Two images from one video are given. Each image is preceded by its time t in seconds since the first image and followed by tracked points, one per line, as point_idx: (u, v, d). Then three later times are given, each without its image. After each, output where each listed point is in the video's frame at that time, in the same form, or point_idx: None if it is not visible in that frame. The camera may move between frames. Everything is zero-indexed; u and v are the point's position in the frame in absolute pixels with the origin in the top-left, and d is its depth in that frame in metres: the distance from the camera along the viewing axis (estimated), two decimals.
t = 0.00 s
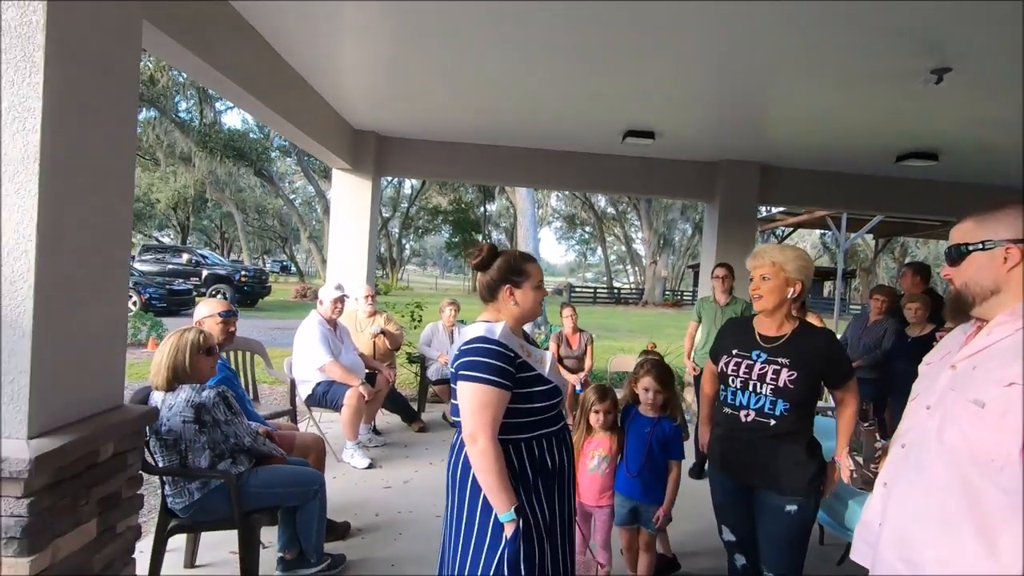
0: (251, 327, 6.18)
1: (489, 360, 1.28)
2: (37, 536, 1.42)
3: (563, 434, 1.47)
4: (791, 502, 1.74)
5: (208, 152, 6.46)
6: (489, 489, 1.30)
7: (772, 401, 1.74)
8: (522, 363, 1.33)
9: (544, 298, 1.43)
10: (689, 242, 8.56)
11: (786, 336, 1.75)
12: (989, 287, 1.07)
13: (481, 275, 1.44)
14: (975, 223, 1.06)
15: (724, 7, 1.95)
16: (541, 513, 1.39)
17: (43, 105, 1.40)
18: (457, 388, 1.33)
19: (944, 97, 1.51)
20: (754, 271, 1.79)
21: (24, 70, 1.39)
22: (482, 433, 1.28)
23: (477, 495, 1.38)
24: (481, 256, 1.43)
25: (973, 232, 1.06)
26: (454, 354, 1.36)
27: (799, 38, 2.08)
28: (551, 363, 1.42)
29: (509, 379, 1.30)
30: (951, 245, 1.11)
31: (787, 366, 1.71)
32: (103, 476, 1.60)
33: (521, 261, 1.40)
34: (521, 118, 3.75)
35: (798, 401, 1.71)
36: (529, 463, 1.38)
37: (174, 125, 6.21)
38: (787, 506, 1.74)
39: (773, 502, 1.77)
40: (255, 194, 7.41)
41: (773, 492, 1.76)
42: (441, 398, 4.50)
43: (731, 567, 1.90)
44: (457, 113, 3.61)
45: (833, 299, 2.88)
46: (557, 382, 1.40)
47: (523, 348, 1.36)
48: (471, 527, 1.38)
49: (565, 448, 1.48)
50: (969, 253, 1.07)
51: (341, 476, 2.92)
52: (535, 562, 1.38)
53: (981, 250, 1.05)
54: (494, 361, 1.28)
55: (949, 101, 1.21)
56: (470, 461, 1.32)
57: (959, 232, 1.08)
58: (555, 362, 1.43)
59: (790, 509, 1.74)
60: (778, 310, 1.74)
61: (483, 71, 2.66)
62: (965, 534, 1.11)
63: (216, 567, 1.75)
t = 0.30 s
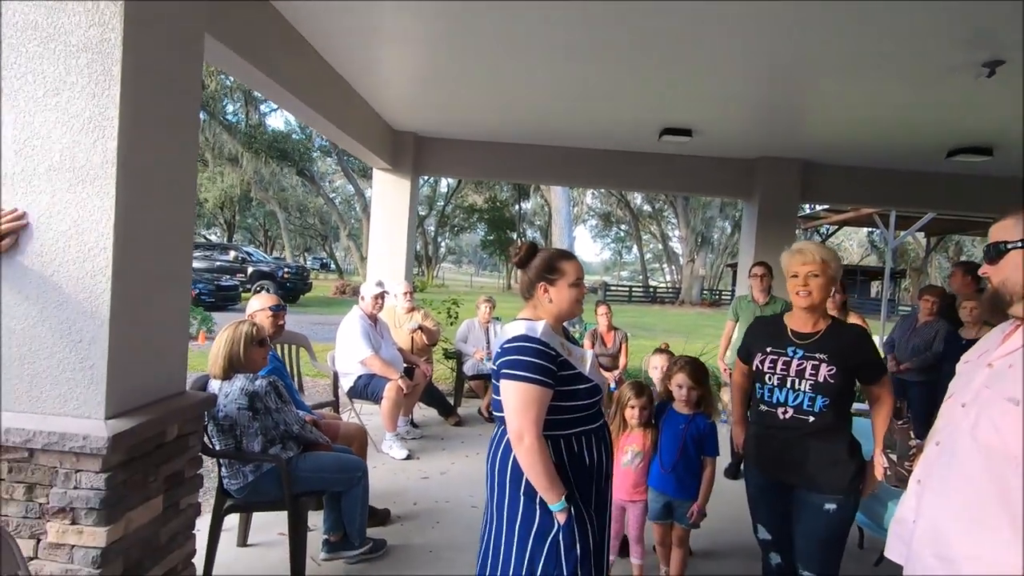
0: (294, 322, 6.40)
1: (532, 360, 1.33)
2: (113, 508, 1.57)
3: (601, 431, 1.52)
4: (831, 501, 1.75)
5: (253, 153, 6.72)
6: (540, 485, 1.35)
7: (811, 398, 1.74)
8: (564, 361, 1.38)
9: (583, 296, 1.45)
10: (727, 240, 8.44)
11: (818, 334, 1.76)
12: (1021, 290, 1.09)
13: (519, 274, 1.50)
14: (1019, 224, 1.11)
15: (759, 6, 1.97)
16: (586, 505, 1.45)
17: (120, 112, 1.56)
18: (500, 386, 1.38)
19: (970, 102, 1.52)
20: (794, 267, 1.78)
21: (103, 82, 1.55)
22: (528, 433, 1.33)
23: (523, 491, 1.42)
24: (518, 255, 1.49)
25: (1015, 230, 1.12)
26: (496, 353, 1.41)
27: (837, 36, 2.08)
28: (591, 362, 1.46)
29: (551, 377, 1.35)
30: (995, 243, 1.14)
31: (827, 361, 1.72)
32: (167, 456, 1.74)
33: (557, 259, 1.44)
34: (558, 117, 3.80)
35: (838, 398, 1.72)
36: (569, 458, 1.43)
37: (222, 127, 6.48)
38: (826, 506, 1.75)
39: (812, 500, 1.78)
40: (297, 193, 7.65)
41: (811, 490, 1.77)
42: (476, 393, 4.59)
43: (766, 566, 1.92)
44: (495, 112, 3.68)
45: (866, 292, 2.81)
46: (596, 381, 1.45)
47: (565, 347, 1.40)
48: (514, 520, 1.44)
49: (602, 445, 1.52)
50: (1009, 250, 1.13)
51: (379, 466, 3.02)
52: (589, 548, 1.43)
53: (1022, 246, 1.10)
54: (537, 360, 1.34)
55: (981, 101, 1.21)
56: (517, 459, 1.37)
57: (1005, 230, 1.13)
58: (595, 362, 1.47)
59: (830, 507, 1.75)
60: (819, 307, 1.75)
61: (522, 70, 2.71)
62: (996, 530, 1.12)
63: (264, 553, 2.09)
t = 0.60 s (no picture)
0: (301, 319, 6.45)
1: (539, 359, 1.35)
2: (131, 501, 1.61)
3: (615, 436, 1.54)
4: (845, 497, 1.76)
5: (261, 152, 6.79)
6: (541, 489, 1.37)
7: (828, 396, 1.77)
8: (573, 361, 1.40)
9: (588, 294, 1.43)
10: (733, 239, 8.43)
11: (825, 334, 1.79)
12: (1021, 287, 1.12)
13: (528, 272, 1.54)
14: (1013, 222, 1.14)
15: (767, 6, 1.97)
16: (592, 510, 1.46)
17: (137, 116, 1.59)
18: (506, 384, 1.40)
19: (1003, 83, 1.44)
20: (805, 266, 1.80)
21: (120, 86, 1.58)
22: (533, 434, 1.34)
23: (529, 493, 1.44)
24: (529, 253, 1.54)
25: (1014, 229, 1.13)
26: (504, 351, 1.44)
27: (842, 37, 2.09)
28: (602, 363, 1.47)
29: (559, 377, 1.37)
30: (989, 243, 1.17)
31: (840, 359, 1.75)
32: (183, 450, 1.78)
33: (562, 256, 1.44)
34: (564, 116, 3.81)
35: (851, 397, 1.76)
36: (577, 462, 1.44)
37: (229, 127, 6.54)
38: (841, 502, 1.77)
39: (825, 498, 1.79)
40: (303, 192, 7.70)
41: (826, 487, 1.78)
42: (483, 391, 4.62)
43: (772, 565, 1.93)
44: (502, 111, 3.69)
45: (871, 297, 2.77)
46: (607, 381, 1.46)
47: (575, 346, 1.41)
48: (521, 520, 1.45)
49: (615, 450, 1.53)
50: (1007, 249, 1.13)
51: (385, 464, 3.03)
52: (585, 559, 1.44)
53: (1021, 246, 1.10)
54: (549, 359, 1.35)
55: (981, 103, 1.23)
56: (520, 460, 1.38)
57: (999, 230, 1.15)
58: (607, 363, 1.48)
59: (844, 504, 1.76)
60: (826, 306, 1.77)
61: (528, 70, 2.74)
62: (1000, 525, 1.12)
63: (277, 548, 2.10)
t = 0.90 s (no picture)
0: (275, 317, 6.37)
1: (512, 351, 1.35)
2: (99, 504, 1.63)
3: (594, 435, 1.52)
4: (815, 482, 1.82)
5: (230, 146, 6.72)
6: (495, 487, 1.37)
7: (803, 389, 1.82)
8: (548, 356, 1.40)
9: (566, 287, 1.43)
10: (706, 234, 8.54)
11: (799, 328, 1.83)
12: (982, 278, 1.13)
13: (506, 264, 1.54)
14: (973, 215, 1.12)
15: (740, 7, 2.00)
16: (555, 521, 1.44)
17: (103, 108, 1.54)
18: (478, 378, 1.39)
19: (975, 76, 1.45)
20: (777, 261, 1.84)
21: (85, 78, 1.53)
22: (494, 429, 1.35)
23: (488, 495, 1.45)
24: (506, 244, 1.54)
25: (970, 223, 1.12)
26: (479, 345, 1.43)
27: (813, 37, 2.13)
28: (581, 358, 1.46)
29: (532, 370, 1.37)
30: (948, 237, 1.16)
31: (815, 352, 1.81)
32: (154, 451, 1.76)
33: (540, 248, 1.43)
34: (540, 112, 3.82)
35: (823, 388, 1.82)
36: (552, 462, 1.44)
37: (198, 120, 6.40)
38: (812, 488, 1.82)
39: (797, 484, 1.84)
40: (276, 187, 7.60)
41: (798, 474, 1.83)
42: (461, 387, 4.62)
43: (743, 554, 1.96)
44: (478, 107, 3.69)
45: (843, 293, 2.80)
46: (585, 378, 1.45)
47: (552, 341, 1.42)
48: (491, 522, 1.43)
49: (595, 448, 1.52)
50: (963, 243, 1.13)
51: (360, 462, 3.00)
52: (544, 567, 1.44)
53: (977, 240, 1.11)
54: (518, 352, 1.36)
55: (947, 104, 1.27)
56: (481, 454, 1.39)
57: (957, 224, 1.14)
58: (586, 358, 1.48)
59: (814, 489, 1.82)
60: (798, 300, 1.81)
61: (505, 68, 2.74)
62: (960, 509, 1.16)
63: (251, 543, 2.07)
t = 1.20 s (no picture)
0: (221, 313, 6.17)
1: (461, 353, 1.32)
2: (30, 514, 1.49)
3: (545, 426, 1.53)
4: (753, 465, 1.88)
5: (170, 135, 6.39)
6: (454, 491, 1.35)
7: (742, 378, 1.89)
8: (499, 354, 1.38)
9: (516, 282, 1.43)
10: (658, 229, 8.70)
11: (742, 320, 1.90)
12: (908, 273, 1.22)
13: (457, 259, 1.54)
14: (895, 214, 1.22)
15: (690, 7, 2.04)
16: (513, 511, 1.45)
17: (29, 93, 1.44)
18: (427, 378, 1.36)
19: (901, 67, 1.65)
20: (721, 256, 1.90)
21: (6, 59, 1.42)
22: (448, 433, 1.32)
23: (445, 496, 1.43)
24: (457, 237, 1.53)
25: (893, 222, 1.21)
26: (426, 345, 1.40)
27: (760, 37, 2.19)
28: (532, 355, 1.46)
29: (482, 371, 1.34)
30: (875, 235, 1.24)
31: (755, 344, 1.88)
32: (92, 455, 1.67)
33: (490, 242, 1.43)
34: (494, 106, 3.81)
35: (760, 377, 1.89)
36: (503, 463, 1.44)
37: (135, 107, 6.08)
38: (751, 470, 1.88)
39: (735, 467, 1.90)
40: (220, 179, 7.32)
41: (737, 458, 1.89)
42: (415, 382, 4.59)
43: (690, 536, 2.03)
44: (432, 100, 3.65)
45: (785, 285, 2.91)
46: (536, 376, 1.45)
47: (502, 338, 1.41)
48: (445, 530, 1.43)
49: (546, 445, 1.53)
50: (889, 241, 1.22)
51: (315, 460, 2.96)
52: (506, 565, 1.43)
53: (901, 238, 1.20)
54: (468, 351, 1.33)
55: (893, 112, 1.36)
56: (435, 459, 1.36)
57: (881, 222, 1.23)
58: (536, 356, 1.48)
59: (752, 472, 1.88)
60: (741, 293, 1.88)
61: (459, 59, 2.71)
62: (887, 486, 1.24)
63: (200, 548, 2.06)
